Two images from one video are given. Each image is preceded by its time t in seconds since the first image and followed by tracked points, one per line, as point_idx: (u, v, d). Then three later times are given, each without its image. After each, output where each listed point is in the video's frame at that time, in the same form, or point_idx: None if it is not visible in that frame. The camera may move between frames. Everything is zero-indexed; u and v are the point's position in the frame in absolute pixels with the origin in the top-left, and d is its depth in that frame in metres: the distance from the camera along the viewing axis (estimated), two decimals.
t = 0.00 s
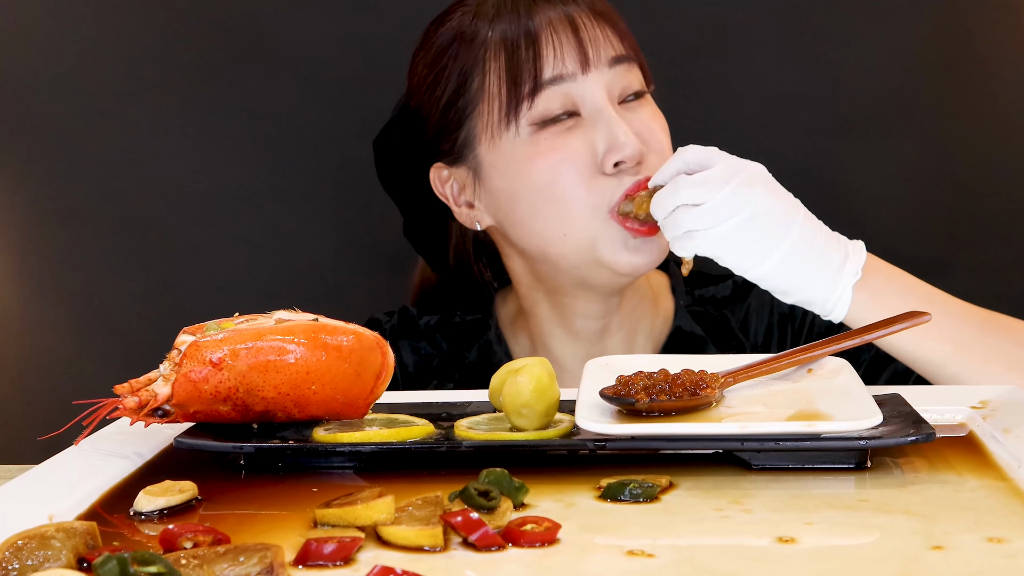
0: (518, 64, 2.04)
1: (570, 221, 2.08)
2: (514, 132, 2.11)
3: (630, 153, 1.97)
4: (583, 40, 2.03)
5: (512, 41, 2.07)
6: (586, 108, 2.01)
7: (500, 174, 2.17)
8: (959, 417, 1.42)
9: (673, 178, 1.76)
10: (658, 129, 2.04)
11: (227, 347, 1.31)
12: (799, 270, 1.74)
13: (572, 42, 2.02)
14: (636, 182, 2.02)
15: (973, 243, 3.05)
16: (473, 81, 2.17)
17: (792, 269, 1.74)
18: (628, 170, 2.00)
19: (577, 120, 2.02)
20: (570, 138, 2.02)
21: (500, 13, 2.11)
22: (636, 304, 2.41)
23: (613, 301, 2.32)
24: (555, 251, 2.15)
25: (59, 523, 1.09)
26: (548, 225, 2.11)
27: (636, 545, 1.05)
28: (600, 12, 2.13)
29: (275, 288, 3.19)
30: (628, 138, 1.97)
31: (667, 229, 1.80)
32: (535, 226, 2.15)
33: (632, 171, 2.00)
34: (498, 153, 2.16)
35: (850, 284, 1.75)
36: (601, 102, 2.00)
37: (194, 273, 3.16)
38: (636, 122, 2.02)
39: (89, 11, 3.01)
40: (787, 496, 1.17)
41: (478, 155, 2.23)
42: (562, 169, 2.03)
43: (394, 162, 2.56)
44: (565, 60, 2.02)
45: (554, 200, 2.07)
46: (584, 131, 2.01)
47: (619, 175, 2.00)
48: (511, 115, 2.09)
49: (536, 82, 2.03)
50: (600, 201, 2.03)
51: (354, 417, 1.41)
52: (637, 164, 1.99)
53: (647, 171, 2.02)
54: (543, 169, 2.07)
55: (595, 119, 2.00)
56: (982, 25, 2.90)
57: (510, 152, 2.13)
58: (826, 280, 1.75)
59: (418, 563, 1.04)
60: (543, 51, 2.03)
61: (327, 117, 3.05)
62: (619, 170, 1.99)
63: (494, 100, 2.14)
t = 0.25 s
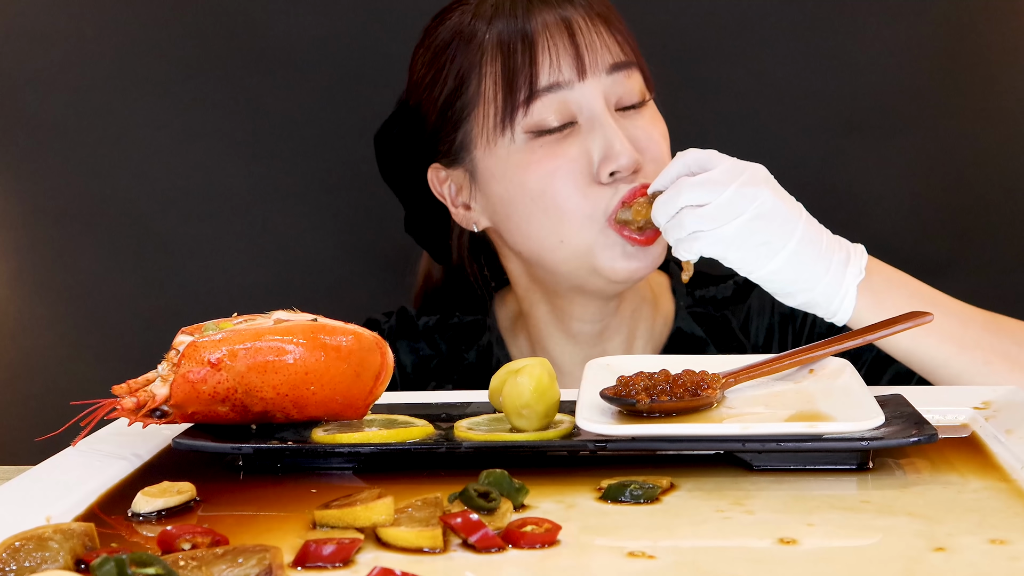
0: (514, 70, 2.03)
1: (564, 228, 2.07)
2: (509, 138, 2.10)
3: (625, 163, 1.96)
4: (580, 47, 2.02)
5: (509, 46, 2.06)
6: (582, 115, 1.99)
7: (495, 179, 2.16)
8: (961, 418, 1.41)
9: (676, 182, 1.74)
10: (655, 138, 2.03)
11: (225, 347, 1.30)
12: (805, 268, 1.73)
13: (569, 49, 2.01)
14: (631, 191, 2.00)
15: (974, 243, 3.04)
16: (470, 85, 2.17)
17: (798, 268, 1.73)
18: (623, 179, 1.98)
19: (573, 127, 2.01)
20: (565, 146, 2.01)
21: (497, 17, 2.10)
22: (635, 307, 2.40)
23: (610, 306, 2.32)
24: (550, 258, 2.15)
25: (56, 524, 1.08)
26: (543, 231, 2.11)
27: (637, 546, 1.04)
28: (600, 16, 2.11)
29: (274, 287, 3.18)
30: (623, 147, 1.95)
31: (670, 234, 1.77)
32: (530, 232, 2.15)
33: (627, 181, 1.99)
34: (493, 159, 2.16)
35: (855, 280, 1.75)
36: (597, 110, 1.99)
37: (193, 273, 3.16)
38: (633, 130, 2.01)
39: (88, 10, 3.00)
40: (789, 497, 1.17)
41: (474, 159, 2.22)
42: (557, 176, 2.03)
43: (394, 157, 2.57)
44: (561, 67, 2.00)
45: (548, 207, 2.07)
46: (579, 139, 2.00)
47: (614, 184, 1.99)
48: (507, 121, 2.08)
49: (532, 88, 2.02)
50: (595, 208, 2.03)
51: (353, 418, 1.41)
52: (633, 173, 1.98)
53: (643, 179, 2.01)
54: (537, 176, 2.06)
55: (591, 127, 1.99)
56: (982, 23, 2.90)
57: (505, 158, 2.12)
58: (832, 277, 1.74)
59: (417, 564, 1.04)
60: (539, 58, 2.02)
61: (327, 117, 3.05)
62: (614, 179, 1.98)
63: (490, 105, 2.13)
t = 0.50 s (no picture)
0: (508, 73, 2.03)
1: (559, 231, 2.08)
2: (503, 141, 2.10)
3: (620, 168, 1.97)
4: (575, 50, 2.01)
5: (504, 47, 2.05)
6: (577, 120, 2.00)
7: (490, 182, 2.17)
8: (964, 419, 1.41)
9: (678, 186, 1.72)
10: (650, 141, 2.03)
11: (224, 347, 1.29)
12: (809, 270, 1.73)
13: (564, 52, 2.00)
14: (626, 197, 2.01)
15: (977, 243, 3.04)
16: (465, 86, 2.16)
17: (801, 270, 1.73)
18: (618, 184, 1.99)
19: (567, 132, 2.01)
20: (559, 151, 2.02)
21: (493, 17, 2.09)
22: (635, 309, 2.40)
23: (606, 308, 2.32)
24: (545, 261, 2.16)
25: (54, 525, 1.08)
26: (538, 235, 2.12)
27: (637, 547, 1.03)
28: (597, 16, 2.10)
29: (273, 288, 3.17)
30: (618, 153, 1.96)
31: (672, 241, 1.75)
32: (525, 236, 2.15)
33: (622, 186, 2.00)
34: (488, 162, 2.16)
35: (859, 281, 1.75)
36: (592, 115, 1.99)
37: (193, 274, 3.15)
38: (628, 135, 2.01)
39: (88, 9, 3.00)
40: (790, 498, 1.16)
41: (469, 161, 2.23)
42: (551, 180, 2.04)
43: (393, 152, 2.57)
44: (556, 71, 2.00)
45: (543, 211, 2.08)
46: (573, 143, 2.00)
47: (608, 189, 2.00)
48: (501, 125, 2.09)
49: (526, 91, 2.02)
50: (590, 213, 2.04)
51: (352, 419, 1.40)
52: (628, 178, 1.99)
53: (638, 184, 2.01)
54: (532, 180, 2.07)
55: (585, 132, 1.99)
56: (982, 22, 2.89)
57: (499, 161, 2.13)
58: (835, 278, 1.74)
59: (417, 566, 1.03)
60: (534, 61, 2.01)
61: (325, 117, 3.04)
62: (609, 185, 1.99)
63: (485, 108, 2.13)
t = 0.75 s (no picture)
0: (501, 78, 2.02)
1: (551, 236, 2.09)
2: (496, 145, 2.10)
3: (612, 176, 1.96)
4: (569, 55, 1.99)
5: (498, 51, 2.04)
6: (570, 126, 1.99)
7: (483, 186, 2.18)
8: (966, 419, 1.40)
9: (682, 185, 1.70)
10: (645, 148, 2.02)
11: (222, 347, 1.29)
12: (811, 270, 1.71)
13: (557, 58, 1.99)
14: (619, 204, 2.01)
15: (978, 243, 3.03)
16: (459, 89, 2.16)
17: (805, 269, 1.71)
18: (611, 191, 1.99)
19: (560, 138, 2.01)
20: (551, 157, 2.02)
21: (488, 20, 2.08)
22: (634, 310, 2.40)
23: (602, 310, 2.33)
24: (538, 266, 2.16)
25: (52, 526, 1.07)
26: (530, 239, 2.13)
27: (638, 549, 1.03)
28: (594, 18, 2.08)
29: (273, 288, 3.17)
30: (611, 161, 1.96)
31: (676, 244, 1.71)
32: (518, 240, 2.16)
33: (615, 194, 1.99)
34: (482, 166, 2.16)
35: (860, 281, 1.75)
36: (585, 121, 1.98)
37: (193, 275, 3.15)
38: (621, 141, 2.00)
39: (87, 9, 2.99)
40: (792, 499, 1.15)
41: (464, 164, 2.23)
42: (543, 186, 2.04)
43: (394, 148, 2.56)
44: (549, 77, 1.99)
45: (535, 216, 2.08)
46: (566, 150, 2.00)
47: (601, 196, 2.00)
48: (495, 129, 2.08)
49: (519, 97, 2.01)
50: (582, 219, 2.04)
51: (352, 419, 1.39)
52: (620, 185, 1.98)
53: (631, 191, 2.01)
54: (524, 185, 2.07)
55: (578, 138, 1.99)
56: (982, 20, 2.89)
57: (492, 165, 2.13)
58: (837, 278, 1.74)
59: (416, 567, 1.02)
60: (527, 67, 2.01)
61: (325, 117, 3.04)
62: (601, 192, 1.99)
63: (478, 111, 2.13)
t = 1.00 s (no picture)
0: (493, 82, 2.02)
1: (543, 240, 2.09)
2: (489, 148, 2.10)
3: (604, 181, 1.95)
4: (561, 60, 1.98)
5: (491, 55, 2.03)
6: (562, 130, 1.98)
7: (476, 189, 2.17)
8: (968, 420, 1.39)
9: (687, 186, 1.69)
10: (639, 152, 2.00)
11: (221, 348, 1.28)
12: (816, 273, 1.71)
13: (550, 63, 1.98)
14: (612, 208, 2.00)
15: (979, 243, 3.02)
16: (453, 91, 2.15)
17: (810, 269, 1.71)
18: (603, 196, 1.98)
19: (552, 143, 2.00)
20: (543, 162, 2.01)
21: (483, 21, 2.07)
22: (632, 311, 2.39)
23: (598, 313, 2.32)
24: (532, 269, 2.16)
25: (49, 528, 1.06)
26: (523, 243, 2.13)
27: (639, 550, 1.02)
28: (589, 21, 2.06)
29: (272, 288, 3.16)
30: (602, 165, 1.95)
31: (683, 248, 1.69)
32: (511, 243, 2.17)
33: (607, 199, 1.98)
34: (475, 168, 2.16)
35: (865, 284, 1.75)
36: (578, 125, 1.97)
37: (193, 275, 3.14)
38: (615, 145, 1.98)
39: (86, 8, 2.98)
40: (793, 500, 1.15)
41: (459, 166, 2.23)
42: (535, 190, 2.04)
43: (397, 145, 2.56)
44: (541, 82, 1.98)
45: (527, 220, 2.08)
46: (558, 155, 1.99)
47: (593, 202, 2.00)
48: (487, 133, 2.08)
49: (511, 102, 2.00)
50: (574, 224, 2.04)
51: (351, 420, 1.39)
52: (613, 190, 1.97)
53: (624, 196, 2.00)
54: (517, 189, 2.07)
55: (570, 143, 1.98)
56: (983, 20, 2.88)
57: (485, 167, 2.13)
58: (842, 281, 1.73)
59: (415, 568, 1.02)
60: (518, 71, 2.00)
61: (324, 116, 3.03)
62: (593, 197, 1.98)
63: (472, 114, 2.12)
